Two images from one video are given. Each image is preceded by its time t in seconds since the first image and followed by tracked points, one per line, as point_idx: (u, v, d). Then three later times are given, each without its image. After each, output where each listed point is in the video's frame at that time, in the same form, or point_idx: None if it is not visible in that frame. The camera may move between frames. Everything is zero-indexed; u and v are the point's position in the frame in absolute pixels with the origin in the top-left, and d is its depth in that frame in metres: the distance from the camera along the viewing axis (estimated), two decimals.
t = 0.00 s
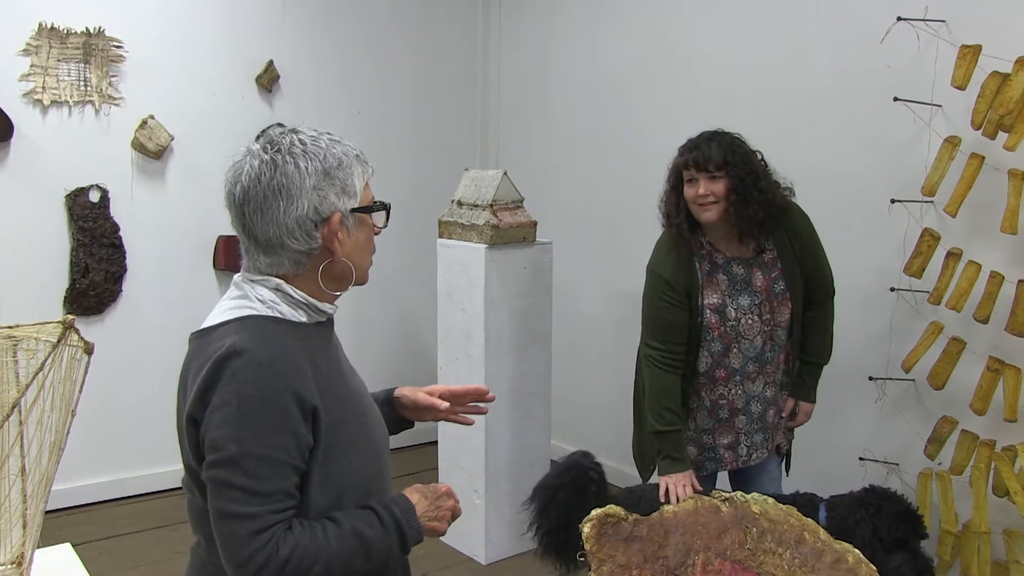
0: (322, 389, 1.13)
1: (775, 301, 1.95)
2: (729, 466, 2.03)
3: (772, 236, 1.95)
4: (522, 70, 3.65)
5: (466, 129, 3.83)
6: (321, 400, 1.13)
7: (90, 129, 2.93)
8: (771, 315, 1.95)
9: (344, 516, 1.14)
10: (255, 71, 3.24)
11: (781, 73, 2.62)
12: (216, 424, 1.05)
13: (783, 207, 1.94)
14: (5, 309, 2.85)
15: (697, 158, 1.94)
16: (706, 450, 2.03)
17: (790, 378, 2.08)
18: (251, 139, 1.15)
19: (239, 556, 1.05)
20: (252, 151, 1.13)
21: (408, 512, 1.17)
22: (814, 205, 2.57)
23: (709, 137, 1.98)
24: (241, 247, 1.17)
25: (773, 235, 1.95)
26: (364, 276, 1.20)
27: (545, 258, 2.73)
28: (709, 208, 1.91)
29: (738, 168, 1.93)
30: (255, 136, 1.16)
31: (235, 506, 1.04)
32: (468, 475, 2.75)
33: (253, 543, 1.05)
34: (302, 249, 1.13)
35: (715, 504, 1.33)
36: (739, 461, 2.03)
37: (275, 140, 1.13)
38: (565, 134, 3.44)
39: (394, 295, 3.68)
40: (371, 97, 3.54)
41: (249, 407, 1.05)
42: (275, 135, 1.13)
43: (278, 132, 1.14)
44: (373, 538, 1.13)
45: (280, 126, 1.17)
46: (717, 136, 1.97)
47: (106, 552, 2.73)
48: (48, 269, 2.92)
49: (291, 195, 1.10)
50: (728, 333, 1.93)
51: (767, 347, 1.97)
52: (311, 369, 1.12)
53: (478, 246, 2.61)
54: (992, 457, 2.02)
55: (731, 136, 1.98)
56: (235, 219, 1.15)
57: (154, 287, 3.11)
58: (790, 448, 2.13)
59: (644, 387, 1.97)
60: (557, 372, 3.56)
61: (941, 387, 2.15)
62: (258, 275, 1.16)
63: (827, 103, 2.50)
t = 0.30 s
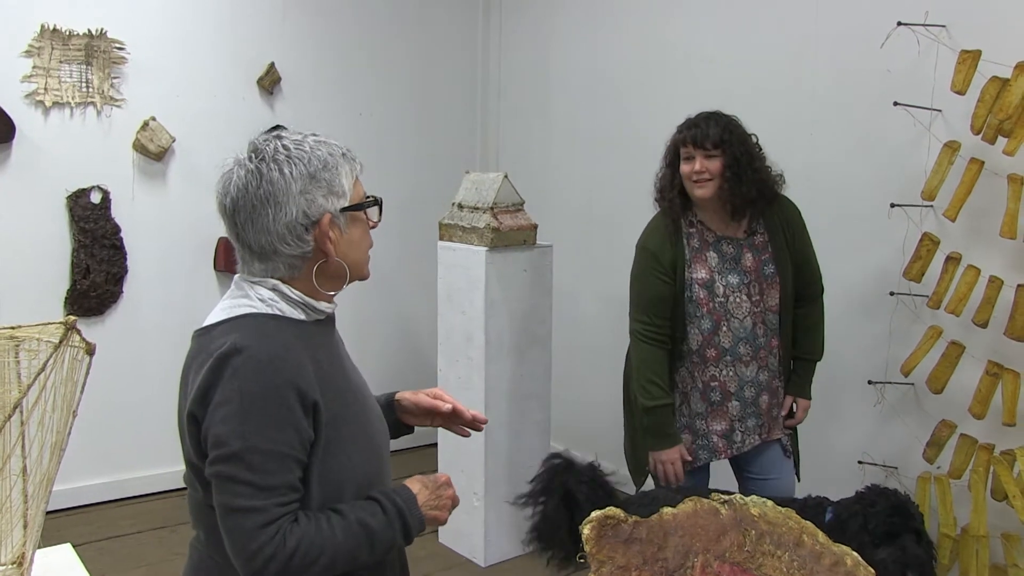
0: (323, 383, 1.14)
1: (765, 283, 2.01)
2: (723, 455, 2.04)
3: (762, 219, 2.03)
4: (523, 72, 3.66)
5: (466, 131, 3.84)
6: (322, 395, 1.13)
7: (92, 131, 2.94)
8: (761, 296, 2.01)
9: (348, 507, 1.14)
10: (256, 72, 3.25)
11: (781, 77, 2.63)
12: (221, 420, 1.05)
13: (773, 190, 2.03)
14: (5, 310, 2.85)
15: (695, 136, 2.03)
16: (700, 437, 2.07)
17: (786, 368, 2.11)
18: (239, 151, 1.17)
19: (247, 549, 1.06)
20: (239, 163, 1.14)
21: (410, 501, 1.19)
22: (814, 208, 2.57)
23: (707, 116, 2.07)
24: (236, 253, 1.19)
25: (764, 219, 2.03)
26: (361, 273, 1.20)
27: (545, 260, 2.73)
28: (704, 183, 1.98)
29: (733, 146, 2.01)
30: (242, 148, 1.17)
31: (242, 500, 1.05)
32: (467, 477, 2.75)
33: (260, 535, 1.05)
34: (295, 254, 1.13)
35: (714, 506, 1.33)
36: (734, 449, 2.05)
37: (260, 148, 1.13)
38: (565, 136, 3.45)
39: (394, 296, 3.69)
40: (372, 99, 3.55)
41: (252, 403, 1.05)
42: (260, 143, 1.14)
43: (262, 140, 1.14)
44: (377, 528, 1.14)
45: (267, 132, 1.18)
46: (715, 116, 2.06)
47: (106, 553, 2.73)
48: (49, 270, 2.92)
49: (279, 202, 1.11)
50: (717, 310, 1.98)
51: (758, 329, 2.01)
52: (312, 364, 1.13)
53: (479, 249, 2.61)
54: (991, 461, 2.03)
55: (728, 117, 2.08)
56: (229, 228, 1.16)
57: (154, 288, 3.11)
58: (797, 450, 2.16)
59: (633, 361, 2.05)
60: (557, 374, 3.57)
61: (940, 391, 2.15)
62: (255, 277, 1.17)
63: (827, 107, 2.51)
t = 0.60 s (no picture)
0: (318, 372, 1.15)
1: (753, 271, 2.05)
2: (693, 437, 2.08)
3: (752, 209, 2.10)
4: (517, 75, 3.67)
5: (461, 133, 3.85)
6: (316, 378, 1.14)
7: (87, 133, 2.94)
8: (747, 283, 2.04)
9: (368, 479, 1.16)
10: (251, 75, 3.25)
11: (775, 80, 2.64)
12: (235, 420, 1.06)
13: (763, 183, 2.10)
14: None
15: (692, 126, 2.08)
16: (672, 420, 2.09)
17: (774, 363, 2.11)
18: (233, 152, 1.17)
19: (287, 542, 1.06)
20: (234, 163, 1.14)
21: (419, 461, 1.19)
22: (808, 210, 2.58)
23: (703, 108, 2.12)
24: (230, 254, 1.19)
25: (752, 209, 2.10)
26: (355, 274, 1.21)
27: (541, 262, 2.74)
28: (700, 173, 2.04)
29: (729, 138, 2.07)
30: (237, 150, 1.17)
31: (271, 495, 1.05)
32: (463, 479, 2.75)
33: (299, 523, 1.07)
34: (289, 255, 1.14)
35: (710, 506, 1.34)
36: (704, 431, 2.08)
37: (255, 151, 1.14)
38: (560, 138, 3.46)
39: (390, 298, 3.69)
40: (367, 101, 3.55)
41: (262, 399, 1.06)
42: (255, 145, 1.14)
43: (258, 142, 1.15)
44: (400, 492, 1.16)
45: (263, 133, 1.18)
46: (711, 108, 2.12)
47: (101, 556, 2.73)
48: (44, 272, 2.92)
49: (274, 203, 1.11)
50: (702, 290, 2.02)
51: (740, 315, 2.04)
52: (306, 350, 1.14)
53: (474, 251, 2.62)
54: (983, 461, 2.04)
55: (723, 109, 2.13)
56: (224, 228, 1.16)
57: (149, 290, 3.11)
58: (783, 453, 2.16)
59: (601, 332, 2.12)
60: (552, 376, 3.57)
61: (933, 392, 2.16)
62: (249, 278, 1.17)
63: (821, 110, 2.52)
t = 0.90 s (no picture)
0: (316, 368, 1.15)
1: (745, 264, 2.07)
2: (682, 425, 2.12)
3: (746, 206, 2.12)
4: (512, 78, 3.67)
5: (456, 136, 3.85)
6: (313, 372, 1.14)
7: (82, 135, 2.93)
8: (738, 275, 2.06)
9: (376, 465, 1.17)
10: (247, 77, 3.25)
11: (770, 84, 2.65)
12: (246, 420, 1.06)
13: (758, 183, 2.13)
14: None
15: (689, 126, 2.10)
16: (661, 410, 2.12)
17: (766, 356, 2.11)
18: (236, 152, 1.17)
19: (314, 534, 1.07)
20: (237, 163, 1.14)
21: (415, 445, 1.21)
22: (804, 214, 2.59)
23: (700, 107, 2.14)
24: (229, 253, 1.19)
25: (746, 207, 2.11)
26: (353, 277, 1.20)
27: (536, 265, 2.74)
28: (696, 172, 2.08)
29: (725, 138, 2.10)
30: (240, 149, 1.17)
31: (292, 490, 1.06)
32: (458, 482, 2.75)
33: (324, 514, 1.08)
34: (287, 256, 1.14)
35: (707, 508, 1.33)
36: (693, 422, 2.11)
37: (258, 151, 1.14)
38: (555, 141, 3.46)
39: (384, 300, 3.69)
40: (362, 103, 3.55)
41: (271, 395, 1.07)
42: (258, 146, 1.14)
43: (261, 143, 1.15)
44: (407, 474, 1.18)
45: (265, 134, 1.18)
46: (708, 108, 2.14)
47: (95, 558, 2.72)
48: (38, 273, 2.91)
49: (274, 205, 1.11)
50: (693, 280, 2.05)
51: (730, 306, 2.06)
52: (302, 345, 1.14)
53: (470, 253, 2.61)
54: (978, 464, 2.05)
55: (720, 109, 2.15)
56: (224, 228, 1.16)
57: (144, 292, 3.10)
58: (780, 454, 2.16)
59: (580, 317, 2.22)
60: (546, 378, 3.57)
61: (928, 395, 2.17)
62: (247, 279, 1.17)
63: (816, 113, 2.53)
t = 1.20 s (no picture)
0: (320, 372, 1.15)
1: (737, 263, 2.07)
2: (676, 425, 2.12)
3: (744, 209, 2.13)
4: (510, 80, 3.67)
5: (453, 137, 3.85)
6: (318, 377, 1.14)
7: (78, 134, 2.92)
8: (730, 273, 2.06)
9: (380, 474, 1.18)
10: (244, 77, 3.24)
11: (768, 87, 2.66)
12: (249, 423, 1.05)
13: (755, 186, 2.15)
14: None
15: (688, 130, 2.12)
16: (656, 409, 2.14)
17: (759, 359, 2.10)
18: (241, 152, 1.16)
19: (313, 541, 1.07)
20: (241, 164, 1.14)
21: (426, 456, 1.23)
22: (801, 217, 2.59)
23: (699, 111, 2.15)
24: (235, 255, 1.18)
25: (743, 209, 2.13)
26: (358, 278, 1.21)
27: (533, 267, 2.74)
28: (694, 175, 2.09)
29: (724, 142, 2.11)
30: (243, 149, 1.16)
31: (293, 496, 1.05)
32: (455, 484, 2.74)
33: (322, 522, 1.07)
34: (294, 256, 1.13)
35: (710, 512, 1.34)
36: (685, 422, 2.11)
37: (263, 151, 1.13)
38: (552, 142, 3.46)
39: (381, 301, 3.68)
40: (360, 103, 3.55)
41: (274, 399, 1.06)
42: (263, 146, 1.14)
43: (265, 143, 1.14)
44: (410, 485, 1.19)
45: (270, 136, 1.18)
46: (707, 112, 2.14)
47: (87, 561, 2.70)
48: (32, 274, 2.89)
49: (282, 205, 1.11)
50: (685, 278, 2.06)
51: (722, 304, 2.06)
52: (306, 350, 1.14)
53: (468, 255, 2.61)
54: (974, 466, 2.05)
55: (719, 113, 2.16)
56: (229, 229, 1.15)
57: (139, 293, 3.08)
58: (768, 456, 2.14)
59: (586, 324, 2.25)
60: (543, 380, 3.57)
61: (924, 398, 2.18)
62: (251, 281, 1.17)
63: (814, 117, 2.53)
